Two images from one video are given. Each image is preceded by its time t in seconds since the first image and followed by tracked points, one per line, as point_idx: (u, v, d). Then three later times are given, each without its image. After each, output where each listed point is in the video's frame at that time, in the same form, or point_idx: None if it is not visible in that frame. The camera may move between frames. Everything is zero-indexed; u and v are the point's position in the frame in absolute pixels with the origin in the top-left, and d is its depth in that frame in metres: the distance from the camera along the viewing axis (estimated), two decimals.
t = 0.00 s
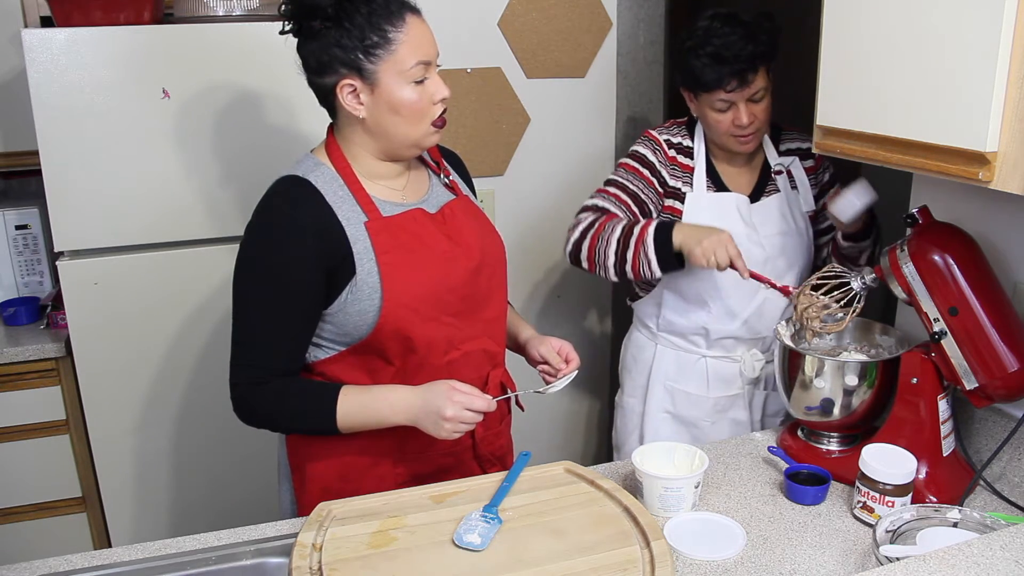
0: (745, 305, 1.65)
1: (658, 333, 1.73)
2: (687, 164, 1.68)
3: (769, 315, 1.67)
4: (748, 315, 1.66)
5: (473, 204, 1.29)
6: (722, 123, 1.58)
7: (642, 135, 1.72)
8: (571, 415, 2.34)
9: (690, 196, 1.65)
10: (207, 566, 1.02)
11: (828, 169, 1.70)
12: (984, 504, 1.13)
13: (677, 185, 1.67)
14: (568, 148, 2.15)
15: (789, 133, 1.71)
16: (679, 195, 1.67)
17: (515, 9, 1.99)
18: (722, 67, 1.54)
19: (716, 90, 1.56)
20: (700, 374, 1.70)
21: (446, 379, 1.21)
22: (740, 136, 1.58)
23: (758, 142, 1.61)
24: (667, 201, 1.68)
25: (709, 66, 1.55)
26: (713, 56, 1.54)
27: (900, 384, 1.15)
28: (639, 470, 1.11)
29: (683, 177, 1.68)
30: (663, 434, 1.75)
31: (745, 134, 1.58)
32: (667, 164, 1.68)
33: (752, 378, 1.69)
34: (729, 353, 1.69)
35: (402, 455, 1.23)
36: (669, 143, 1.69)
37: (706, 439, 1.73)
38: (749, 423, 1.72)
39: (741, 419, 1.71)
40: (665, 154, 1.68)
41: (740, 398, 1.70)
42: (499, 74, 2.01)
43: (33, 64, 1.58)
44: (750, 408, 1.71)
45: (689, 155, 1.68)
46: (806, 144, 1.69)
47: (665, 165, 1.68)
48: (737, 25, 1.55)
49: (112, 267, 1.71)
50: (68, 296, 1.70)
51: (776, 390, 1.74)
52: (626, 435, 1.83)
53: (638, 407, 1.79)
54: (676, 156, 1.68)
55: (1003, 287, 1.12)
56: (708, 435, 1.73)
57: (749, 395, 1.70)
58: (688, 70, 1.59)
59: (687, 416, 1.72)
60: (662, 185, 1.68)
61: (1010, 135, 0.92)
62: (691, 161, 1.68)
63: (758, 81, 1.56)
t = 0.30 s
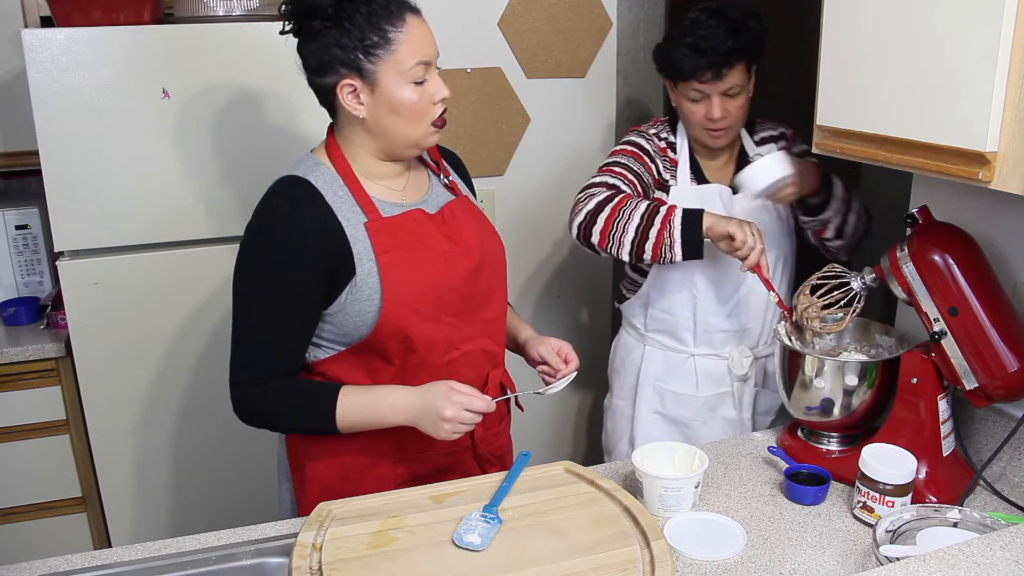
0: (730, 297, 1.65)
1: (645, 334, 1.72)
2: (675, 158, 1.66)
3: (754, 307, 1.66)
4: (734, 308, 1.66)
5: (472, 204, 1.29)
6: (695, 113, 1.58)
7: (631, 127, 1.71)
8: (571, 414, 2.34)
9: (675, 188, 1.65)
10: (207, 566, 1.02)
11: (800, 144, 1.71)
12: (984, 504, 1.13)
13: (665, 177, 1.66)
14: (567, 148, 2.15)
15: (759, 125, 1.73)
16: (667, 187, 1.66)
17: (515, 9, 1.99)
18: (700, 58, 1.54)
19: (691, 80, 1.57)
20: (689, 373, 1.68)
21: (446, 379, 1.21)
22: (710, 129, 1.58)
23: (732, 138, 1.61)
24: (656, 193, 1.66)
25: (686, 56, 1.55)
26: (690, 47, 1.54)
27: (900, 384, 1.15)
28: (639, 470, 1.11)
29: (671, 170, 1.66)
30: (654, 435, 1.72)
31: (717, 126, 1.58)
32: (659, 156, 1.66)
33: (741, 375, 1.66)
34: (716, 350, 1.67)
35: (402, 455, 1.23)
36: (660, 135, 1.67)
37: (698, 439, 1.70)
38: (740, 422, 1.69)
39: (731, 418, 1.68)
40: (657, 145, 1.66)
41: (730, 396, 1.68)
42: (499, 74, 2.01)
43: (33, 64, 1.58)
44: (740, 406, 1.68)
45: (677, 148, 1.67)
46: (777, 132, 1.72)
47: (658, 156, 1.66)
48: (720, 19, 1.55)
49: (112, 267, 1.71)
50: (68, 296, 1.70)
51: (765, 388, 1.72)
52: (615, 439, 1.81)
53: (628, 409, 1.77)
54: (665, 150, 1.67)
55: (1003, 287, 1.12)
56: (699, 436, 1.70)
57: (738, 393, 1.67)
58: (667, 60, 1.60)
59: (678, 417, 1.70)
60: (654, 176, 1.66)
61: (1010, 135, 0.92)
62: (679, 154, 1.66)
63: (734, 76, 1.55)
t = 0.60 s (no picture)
0: (700, 295, 1.61)
1: (620, 339, 1.69)
2: (636, 162, 1.65)
3: (726, 301, 1.62)
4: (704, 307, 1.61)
5: (472, 204, 1.30)
6: (649, 99, 1.58)
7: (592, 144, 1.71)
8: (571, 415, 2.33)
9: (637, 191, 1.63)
10: (207, 566, 1.02)
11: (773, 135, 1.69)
12: (985, 504, 1.13)
13: (630, 182, 1.65)
14: (567, 148, 2.15)
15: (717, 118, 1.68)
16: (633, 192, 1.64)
17: (516, 9, 1.99)
18: (655, 40, 1.54)
19: (646, 64, 1.57)
20: (667, 377, 1.64)
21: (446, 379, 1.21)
22: (661, 117, 1.57)
23: (686, 130, 1.59)
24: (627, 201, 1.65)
25: (641, 40, 1.56)
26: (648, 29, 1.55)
27: (901, 384, 1.15)
28: (639, 470, 1.11)
29: (633, 173, 1.65)
30: (640, 441, 1.70)
31: (667, 111, 1.56)
32: (622, 164, 1.65)
33: (720, 372, 1.62)
34: (693, 351, 1.63)
35: (401, 455, 1.23)
36: (619, 143, 1.67)
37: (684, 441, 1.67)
38: (724, 420, 1.65)
39: (715, 417, 1.65)
40: (617, 155, 1.66)
41: (710, 396, 1.64)
42: (499, 74, 2.01)
43: (33, 64, 1.58)
44: (722, 404, 1.64)
45: (637, 152, 1.66)
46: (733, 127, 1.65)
47: (620, 164, 1.65)
48: (681, 6, 1.56)
49: (112, 267, 1.71)
50: (68, 296, 1.70)
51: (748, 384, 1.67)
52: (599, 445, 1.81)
53: (609, 416, 1.76)
54: (626, 156, 1.66)
55: (1003, 287, 1.12)
56: (685, 437, 1.67)
57: (719, 391, 1.64)
58: (626, 45, 1.60)
59: (661, 421, 1.67)
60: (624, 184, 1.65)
61: (1010, 135, 0.92)
62: (639, 157, 1.65)
63: (688, 62, 1.54)
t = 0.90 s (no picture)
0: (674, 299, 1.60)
1: (596, 343, 1.68)
2: (608, 167, 1.64)
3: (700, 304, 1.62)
4: (678, 310, 1.61)
5: (469, 205, 1.29)
6: (616, 96, 1.57)
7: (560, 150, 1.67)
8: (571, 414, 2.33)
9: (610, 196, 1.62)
10: (207, 566, 1.02)
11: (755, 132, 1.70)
12: (984, 504, 1.13)
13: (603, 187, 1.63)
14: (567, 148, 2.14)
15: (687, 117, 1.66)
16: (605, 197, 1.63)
17: (516, 9, 1.99)
18: (620, 36, 1.53)
19: (612, 60, 1.56)
20: (643, 381, 1.64)
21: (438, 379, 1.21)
22: (628, 114, 1.55)
23: (656, 128, 1.57)
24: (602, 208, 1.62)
25: (607, 35, 1.55)
26: (613, 26, 1.54)
27: (901, 384, 1.15)
28: (639, 470, 1.11)
29: (606, 178, 1.63)
30: (618, 446, 1.69)
31: (636, 108, 1.55)
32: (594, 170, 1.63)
33: (695, 377, 1.61)
34: (669, 355, 1.62)
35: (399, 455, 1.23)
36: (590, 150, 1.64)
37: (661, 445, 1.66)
38: (700, 425, 1.64)
39: (691, 421, 1.65)
40: (589, 161, 1.63)
41: (686, 400, 1.64)
42: (499, 74, 2.01)
43: (33, 64, 1.59)
44: (697, 409, 1.63)
45: (609, 157, 1.64)
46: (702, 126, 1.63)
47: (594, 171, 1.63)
48: (648, 1, 1.55)
49: (112, 268, 1.71)
50: (68, 296, 1.70)
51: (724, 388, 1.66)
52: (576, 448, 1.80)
53: (586, 420, 1.75)
54: (597, 161, 1.64)
55: (1003, 287, 1.12)
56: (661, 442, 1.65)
57: (695, 396, 1.63)
58: (594, 41, 1.59)
59: (637, 426, 1.66)
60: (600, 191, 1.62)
61: (1010, 135, 0.91)
62: (611, 163, 1.64)
63: (653, 58, 1.53)
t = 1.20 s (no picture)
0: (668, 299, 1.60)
1: (586, 345, 1.67)
2: (600, 167, 1.62)
3: (691, 305, 1.62)
4: (671, 312, 1.60)
5: (458, 204, 1.28)
6: (619, 98, 1.55)
7: (549, 151, 1.63)
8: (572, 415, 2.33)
9: (603, 195, 1.61)
10: (206, 566, 1.02)
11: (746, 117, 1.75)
12: (985, 504, 1.13)
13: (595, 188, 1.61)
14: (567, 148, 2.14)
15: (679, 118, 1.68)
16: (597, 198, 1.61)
17: (515, 9, 1.99)
18: (628, 38, 1.51)
19: (617, 62, 1.53)
20: (636, 381, 1.63)
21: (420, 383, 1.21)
22: (632, 116, 1.54)
23: (655, 132, 1.58)
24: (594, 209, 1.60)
25: (614, 36, 1.52)
26: (621, 27, 1.52)
27: (900, 384, 1.15)
28: (639, 470, 1.11)
29: (598, 179, 1.61)
30: (609, 449, 1.68)
31: (640, 112, 1.54)
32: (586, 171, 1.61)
33: (687, 377, 1.62)
34: (661, 355, 1.62)
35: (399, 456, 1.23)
36: (580, 150, 1.62)
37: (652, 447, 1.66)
38: (692, 425, 1.65)
39: (683, 421, 1.65)
40: (580, 161, 1.61)
41: (678, 400, 1.64)
42: (499, 73, 2.01)
43: (33, 64, 1.59)
44: (690, 409, 1.63)
45: (600, 157, 1.62)
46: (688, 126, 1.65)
47: (586, 171, 1.60)
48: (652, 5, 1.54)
49: (111, 267, 1.72)
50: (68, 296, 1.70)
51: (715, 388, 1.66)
52: (566, 451, 1.78)
53: (575, 422, 1.73)
54: (588, 161, 1.62)
55: (1003, 287, 1.12)
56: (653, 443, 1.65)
57: (687, 396, 1.63)
58: (593, 42, 1.56)
59: (628, 427, 1.65)
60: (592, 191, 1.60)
61: (1010, 136, 0.92)
62: (603, 163, 1.62)
63: (660, 62, 1.53)
